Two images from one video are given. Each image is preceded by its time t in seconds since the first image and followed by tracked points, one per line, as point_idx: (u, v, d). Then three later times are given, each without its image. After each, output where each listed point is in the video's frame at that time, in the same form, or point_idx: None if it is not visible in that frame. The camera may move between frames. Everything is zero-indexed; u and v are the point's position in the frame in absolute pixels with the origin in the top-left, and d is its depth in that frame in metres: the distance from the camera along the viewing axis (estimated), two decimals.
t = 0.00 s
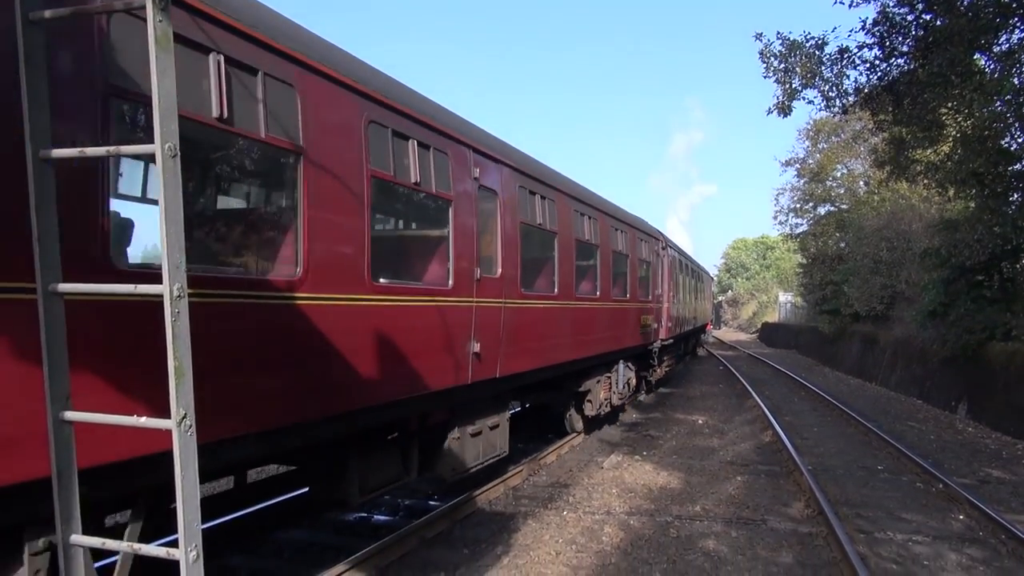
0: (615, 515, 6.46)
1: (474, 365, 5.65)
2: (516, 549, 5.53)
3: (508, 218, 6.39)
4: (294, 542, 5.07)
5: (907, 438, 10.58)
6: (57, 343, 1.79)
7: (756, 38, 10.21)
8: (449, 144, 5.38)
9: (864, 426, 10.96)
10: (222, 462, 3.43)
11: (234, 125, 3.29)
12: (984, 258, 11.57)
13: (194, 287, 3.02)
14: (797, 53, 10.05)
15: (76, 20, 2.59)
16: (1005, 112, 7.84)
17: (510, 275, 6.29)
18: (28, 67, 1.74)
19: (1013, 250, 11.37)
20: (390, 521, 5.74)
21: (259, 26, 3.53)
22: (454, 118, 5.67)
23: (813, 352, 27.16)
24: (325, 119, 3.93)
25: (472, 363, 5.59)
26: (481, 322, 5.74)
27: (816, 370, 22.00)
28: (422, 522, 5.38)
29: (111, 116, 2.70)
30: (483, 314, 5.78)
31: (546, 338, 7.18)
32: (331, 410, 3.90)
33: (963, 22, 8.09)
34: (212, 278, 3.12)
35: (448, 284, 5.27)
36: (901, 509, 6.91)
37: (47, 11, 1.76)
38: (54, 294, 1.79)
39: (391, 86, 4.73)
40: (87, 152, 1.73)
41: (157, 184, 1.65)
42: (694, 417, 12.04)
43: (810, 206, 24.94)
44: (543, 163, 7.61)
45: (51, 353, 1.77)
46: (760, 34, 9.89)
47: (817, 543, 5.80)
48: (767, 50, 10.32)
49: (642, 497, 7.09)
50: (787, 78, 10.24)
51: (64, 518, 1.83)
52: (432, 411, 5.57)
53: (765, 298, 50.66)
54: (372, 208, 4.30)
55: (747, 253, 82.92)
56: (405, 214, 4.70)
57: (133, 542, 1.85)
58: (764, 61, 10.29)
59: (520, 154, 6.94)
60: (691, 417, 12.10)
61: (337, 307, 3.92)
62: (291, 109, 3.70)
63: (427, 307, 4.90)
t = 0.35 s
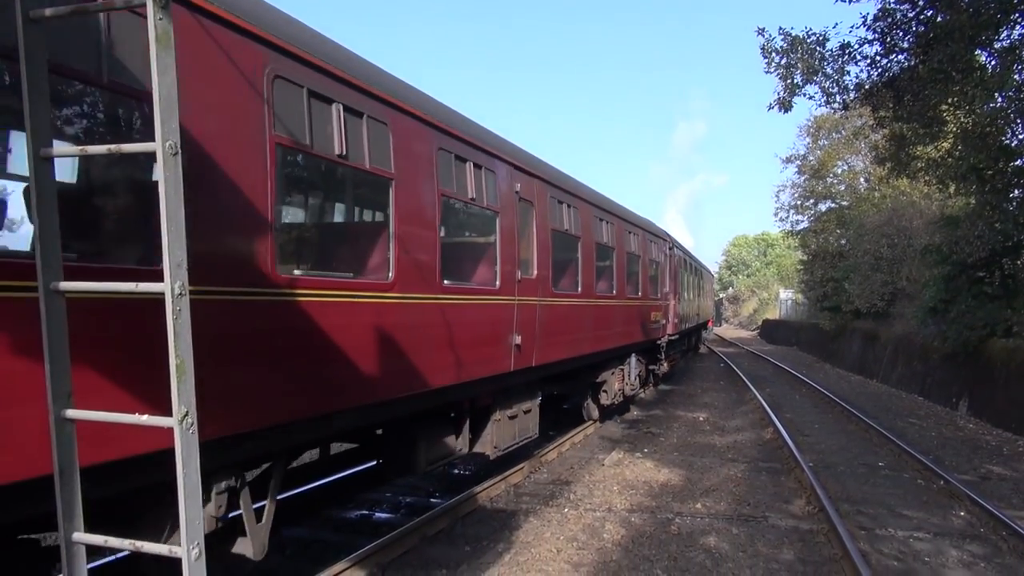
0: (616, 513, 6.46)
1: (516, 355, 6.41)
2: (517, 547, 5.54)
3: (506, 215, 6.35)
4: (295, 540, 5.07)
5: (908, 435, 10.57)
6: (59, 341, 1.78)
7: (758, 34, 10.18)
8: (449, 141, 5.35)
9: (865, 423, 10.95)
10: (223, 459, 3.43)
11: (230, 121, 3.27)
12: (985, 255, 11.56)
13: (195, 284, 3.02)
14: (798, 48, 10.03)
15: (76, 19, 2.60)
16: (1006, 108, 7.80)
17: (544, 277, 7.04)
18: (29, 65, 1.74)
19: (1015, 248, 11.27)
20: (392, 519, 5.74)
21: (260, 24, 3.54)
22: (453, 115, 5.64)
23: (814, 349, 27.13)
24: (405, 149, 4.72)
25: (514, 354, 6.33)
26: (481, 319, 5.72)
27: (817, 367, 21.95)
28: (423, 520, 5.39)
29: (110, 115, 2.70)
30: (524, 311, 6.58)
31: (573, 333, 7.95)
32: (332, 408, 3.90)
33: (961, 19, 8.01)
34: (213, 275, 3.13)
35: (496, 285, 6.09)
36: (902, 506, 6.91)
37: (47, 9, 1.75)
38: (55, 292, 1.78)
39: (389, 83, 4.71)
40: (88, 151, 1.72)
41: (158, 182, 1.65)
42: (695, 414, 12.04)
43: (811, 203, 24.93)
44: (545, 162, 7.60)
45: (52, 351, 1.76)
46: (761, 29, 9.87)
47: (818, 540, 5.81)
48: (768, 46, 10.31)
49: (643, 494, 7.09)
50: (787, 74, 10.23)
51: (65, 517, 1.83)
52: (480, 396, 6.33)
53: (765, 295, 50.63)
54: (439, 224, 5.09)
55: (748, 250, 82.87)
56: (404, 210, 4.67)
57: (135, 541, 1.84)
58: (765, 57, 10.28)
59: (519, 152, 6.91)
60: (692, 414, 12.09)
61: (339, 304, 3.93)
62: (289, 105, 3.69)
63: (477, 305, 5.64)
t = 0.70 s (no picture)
0: (618, 511, 6.46)
1: (549, 347, 7.17)
2: (519, 544, 5.54)
3: (507, 212, 6.32)
4: (297, 538, 5.07)
5: (909, 433, 10.56)
6: (62, 340, 1.78)
7: (759, 31, 10.17)
8: (450, 138, 5.33)
9: (866, 421, 10.95)
10: (226, 457, 3.43)
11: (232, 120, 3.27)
12: (987, 253, 11.54)
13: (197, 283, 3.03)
14: (800, 44, 10.01)
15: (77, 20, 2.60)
16: (1007, 106, 7.79)
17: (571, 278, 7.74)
18: (31, 63, 1.73)
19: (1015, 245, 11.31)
20: (393, 517, 5.75)
21: (264, 23, 3.55)
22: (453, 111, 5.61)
23: (816, 347, 27.10)
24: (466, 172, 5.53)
25: (547, 346, 7.09)
26: (481, 317, 5.71)
27: (818, 365, 21.94)
28: (425, 518, 5.40)
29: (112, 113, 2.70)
30: (556, 308, 7.37)
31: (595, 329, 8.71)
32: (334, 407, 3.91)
33: (964, 16, 8.00)
34: (215, 273, 3.13)
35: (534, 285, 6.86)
36: (903, 503, 6.92)
37: (49, 8, 1.76)
38: (59, 291, 1.79)
39: (390, 80, 4.69)
40: (91, 150, 1.72)
41: (160, 182, 1.65)
42: (696, 412, 12.03)
43: (812, 201, 24.92)
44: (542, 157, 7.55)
45: (55, 350, 1.76)
46: (763, 27, 9.86)
47: (820, 538, 5.81)
48: (769, 43, 10.29)
49: (644, 492, 7.10)
50: (789, 71, 10.22)
51: (69, 515, 1.83)
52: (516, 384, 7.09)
53: (767, 293, 50.57)
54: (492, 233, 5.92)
55: (749, 248, 82.80)
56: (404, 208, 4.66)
57: (139, 539, 1.84)
58: (766, 54, 10.27)
59: (520, 149, 6.87)
60: (693, 412, 12.10)
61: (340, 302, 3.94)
62: (290, 103, 3.69)
63: (517, 303, 6.37)
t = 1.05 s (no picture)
0: (618, 510, 6.46)
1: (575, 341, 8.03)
2: (519, 543, 5.55)
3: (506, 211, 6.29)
4: (297, 537, 5.07)
5: (909, 432, 10.56)
6: (63, 338, 1.79)
7: (760, 30, 10.17)
8: (449, 136, 5.31)
9: (866, 420, 10.94)
10: (229, 456, 3.43)
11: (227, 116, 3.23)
12: (987, 253, 11.53)
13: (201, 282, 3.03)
14: (801, 43, 10.02)
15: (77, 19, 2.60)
16: (1008, 106, 7.79)
17: (593, 279, 8.53)
18: (33, 61, 1.74)
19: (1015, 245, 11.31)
20: (393, 516, 5.75)
21: (266, 21, 3.55)
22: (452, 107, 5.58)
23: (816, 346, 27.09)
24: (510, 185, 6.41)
25: (573, 340, 7.91)
26: (481, 315, 5.71)
27: (819, 365, 21.92)
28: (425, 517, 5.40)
29: (115, 109, 2.71)
30: (581, 306, 8.17)
31: (611, 325, 9.44)
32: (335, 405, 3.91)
33: (965, 15, 7.99)
34: (216, 272, 3.13)
35: (562, 285, 7.64)
36: (903, 503, 6.92)
37: (52, 7, 1.76)
38: (60, 290, 1.79)
39: (388, 77, 4.66)
40: (93, 149, 1.73)
41: (161, 182, 1.65)
42: (696, 411, 12.03)
43: (813, 200, 24.92)
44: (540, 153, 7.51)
45: (57, 347, 1.77)
46: (764, 26, 9.86)
47: (820, 537, 5.82)
48: (770, 42, 10.30)
49: (645, 491, 7.11)
50: (790, 70, 10.22)
51: (70, 514, 1.83)
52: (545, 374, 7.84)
53: (767, 293, 50.53)
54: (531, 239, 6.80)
55: (750, 247, 82.77)
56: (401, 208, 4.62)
57: (140, 537, 1.85)
58: (768, 53, 10.28)
59: (519, 147, 6.84)
60: (694, 411, 12.10)
61: (341, 300, 3.95)
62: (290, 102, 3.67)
63: (551, 301, 7.22)
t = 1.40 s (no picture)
0: (618, 508, 6.46)
1: (597, 335, 8.83)
2: (519, 541, 5.55)
3: (622, 245, 10.17)
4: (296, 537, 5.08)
5: (909, 431, 10.56)
6: (63, 334, 1.79)
7: (760, 30, 10.18)
8: (447, 134, 5.28)
9: (866, 419, 10.95)
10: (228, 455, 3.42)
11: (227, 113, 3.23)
12: (987, 252, 11.52)
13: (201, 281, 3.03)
14: (801, 42, 10.02)
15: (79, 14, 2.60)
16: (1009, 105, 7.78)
17: (611, 279, 9.32)
18: (32, 58, 1.74)
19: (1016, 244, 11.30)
20: (392, 514, 5.76)
21: (266, 18, 3.55)
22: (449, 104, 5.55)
23: (817, 345, 27.07)
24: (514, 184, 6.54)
25: (595, 334, 8.68)
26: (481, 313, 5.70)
27: (819, 364, 21.92)
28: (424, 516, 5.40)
29: (116, 106, 2.71)
30: (601, 304, 8.97)
31: (626, 322, 10.23)
32: (334, 404, 3.90)
33: (966, 13, 7.99)
34: (216, 271, 3.12)
35: (585, 286, 8.44)
36: (903, 501, 6.93)
37: (50, 4, 1.76)
38: (59, 287, 1.79)
39: (386, 73, 4.64)
40: (92, 146, 1.73)
41: (161, 178, 1.65)
42: (696, 410, 12.04)
43: (813, 198, 24.92)
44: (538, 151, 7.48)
45: (57, 344, 1.77)
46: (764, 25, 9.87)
47: (819, 535, 5.82)
48: (770, 41, 10.30)
49: (645, 490, 7.10)
50: (790, 69, 10.22)
51: (70, 512, 1.83)
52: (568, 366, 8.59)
53: (767, 292, 50.53)
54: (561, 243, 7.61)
55: (750, 246, 82.76)
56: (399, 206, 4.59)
57: (140, 535, 1.85)
58: (768, 53, 10.28)
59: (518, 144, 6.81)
60: (694, 410, 12.09)
61: (340, 299, 3.93)
62: (288, 99, 3.66)
63: (577, 299, 8.00)
